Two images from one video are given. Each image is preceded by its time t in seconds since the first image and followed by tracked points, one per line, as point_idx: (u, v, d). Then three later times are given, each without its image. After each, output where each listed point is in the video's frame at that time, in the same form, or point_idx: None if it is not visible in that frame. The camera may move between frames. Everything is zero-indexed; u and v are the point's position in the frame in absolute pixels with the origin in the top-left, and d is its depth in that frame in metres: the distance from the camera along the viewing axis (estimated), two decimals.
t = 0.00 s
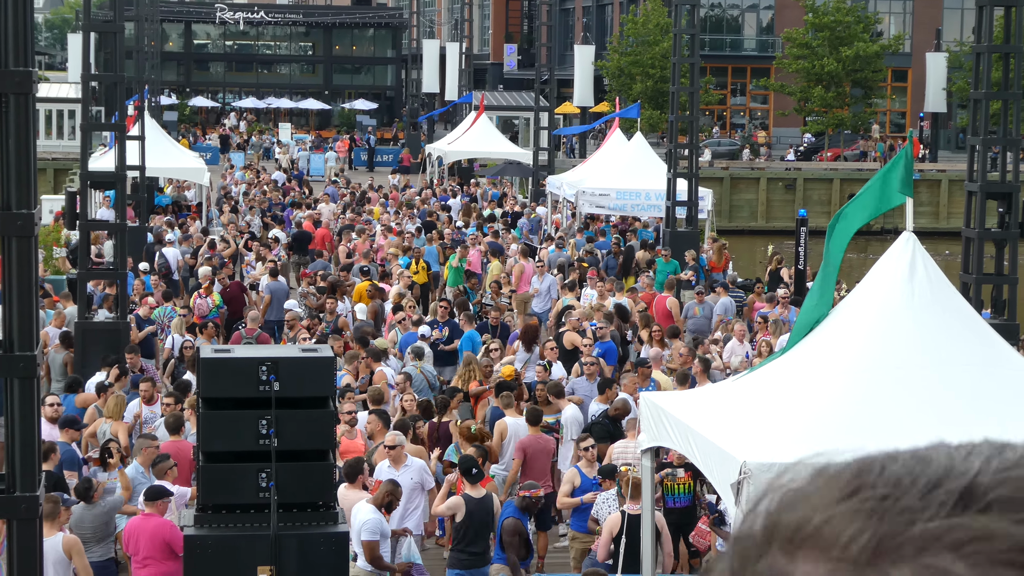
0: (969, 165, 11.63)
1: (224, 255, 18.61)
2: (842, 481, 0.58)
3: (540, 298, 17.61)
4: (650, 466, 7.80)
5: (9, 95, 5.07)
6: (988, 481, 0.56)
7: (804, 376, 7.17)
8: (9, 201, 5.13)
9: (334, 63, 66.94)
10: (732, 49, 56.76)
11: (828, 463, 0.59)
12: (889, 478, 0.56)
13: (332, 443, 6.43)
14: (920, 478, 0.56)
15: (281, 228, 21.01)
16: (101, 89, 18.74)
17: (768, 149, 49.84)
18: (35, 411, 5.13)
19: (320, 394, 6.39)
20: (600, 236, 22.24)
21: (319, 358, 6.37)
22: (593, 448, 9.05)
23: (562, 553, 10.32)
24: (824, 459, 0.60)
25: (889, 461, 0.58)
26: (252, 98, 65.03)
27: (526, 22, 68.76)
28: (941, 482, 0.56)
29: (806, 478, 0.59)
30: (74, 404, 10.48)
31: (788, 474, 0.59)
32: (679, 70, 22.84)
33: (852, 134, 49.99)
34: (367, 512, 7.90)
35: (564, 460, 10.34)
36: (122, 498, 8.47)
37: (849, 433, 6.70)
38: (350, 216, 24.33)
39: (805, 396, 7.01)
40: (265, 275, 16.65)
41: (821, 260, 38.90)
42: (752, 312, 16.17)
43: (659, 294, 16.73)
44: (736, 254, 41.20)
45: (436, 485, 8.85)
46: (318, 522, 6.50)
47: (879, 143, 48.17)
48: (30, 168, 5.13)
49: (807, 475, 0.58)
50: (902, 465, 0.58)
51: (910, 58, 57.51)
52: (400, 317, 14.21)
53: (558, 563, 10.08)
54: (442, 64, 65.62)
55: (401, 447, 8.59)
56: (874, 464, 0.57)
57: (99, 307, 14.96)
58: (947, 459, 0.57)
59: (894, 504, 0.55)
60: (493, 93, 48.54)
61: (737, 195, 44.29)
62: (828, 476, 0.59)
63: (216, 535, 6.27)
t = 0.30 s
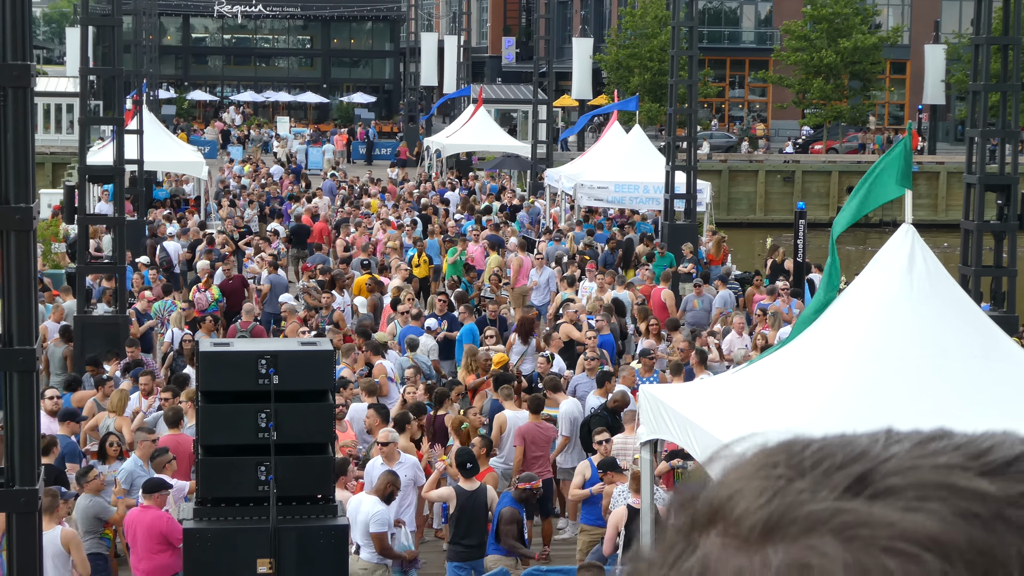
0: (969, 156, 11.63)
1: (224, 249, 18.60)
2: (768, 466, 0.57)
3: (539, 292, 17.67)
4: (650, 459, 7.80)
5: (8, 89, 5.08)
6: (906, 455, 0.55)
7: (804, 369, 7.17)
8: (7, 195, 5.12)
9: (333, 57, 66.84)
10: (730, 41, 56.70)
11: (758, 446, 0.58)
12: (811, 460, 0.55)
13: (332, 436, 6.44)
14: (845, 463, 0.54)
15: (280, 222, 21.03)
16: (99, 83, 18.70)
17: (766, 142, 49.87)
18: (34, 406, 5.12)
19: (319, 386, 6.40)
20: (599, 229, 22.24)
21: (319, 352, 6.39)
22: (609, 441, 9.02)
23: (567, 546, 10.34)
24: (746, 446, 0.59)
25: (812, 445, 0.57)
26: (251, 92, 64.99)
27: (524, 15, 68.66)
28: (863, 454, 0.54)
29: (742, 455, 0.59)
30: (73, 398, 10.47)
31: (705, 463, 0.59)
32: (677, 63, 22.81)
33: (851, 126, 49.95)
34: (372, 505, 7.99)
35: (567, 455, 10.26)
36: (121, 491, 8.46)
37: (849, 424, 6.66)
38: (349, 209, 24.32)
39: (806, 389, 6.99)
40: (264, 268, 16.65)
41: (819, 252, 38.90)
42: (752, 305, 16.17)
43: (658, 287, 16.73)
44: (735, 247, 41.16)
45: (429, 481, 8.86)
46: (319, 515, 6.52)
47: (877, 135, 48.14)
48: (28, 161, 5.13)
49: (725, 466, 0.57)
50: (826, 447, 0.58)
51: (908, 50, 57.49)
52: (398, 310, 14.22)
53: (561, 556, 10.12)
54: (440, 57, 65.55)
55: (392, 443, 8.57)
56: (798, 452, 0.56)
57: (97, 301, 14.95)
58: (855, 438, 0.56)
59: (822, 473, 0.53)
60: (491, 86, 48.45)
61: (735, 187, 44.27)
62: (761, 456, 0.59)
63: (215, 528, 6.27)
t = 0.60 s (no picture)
0: (971, 156, 11.65)
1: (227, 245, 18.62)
2: (792, 509, 0.79)
3: (540, 288, 17.63)
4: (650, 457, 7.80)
5: (11, 84, 5.09)
6: (910, 504, 0.77)
7: (806, 368, 7.17)
8: (10, 189, 5.15)
9: (335, 52, 66.79)
10: (733, 38, 56.66)
11: (785, 489, 0.80)
12: (825, 510, 0.78)
13: (333, 433, 6.45)
14: (851, 508, 0.78)
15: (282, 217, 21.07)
16: (101, 76, 18.68)
17: (768, 140, 49.88)
18: (36, 400, 5.15)
19: (321, 383, 6.40)
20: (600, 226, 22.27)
21: (320, 348, 6.37)
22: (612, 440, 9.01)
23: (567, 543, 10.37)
24: (773, 494, 0.82)
25: (831, 489, 0.80)
26: (253, 87, 64.97)
27: (527, 11, 68.54)
28: (866, 503, 0.78)
29: (772, 495, 0.82)
30: (74, 391, 10.45)
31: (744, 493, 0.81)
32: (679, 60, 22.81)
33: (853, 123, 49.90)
34: (377, 500, 8.01)
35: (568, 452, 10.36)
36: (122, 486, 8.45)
37: (849, 424, 6.67)
38: (350, 204, 24.32)
39: (806, 388, 6.98)
40: (266, 263, 16.68)
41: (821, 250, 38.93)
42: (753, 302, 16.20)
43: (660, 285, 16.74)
44: (737, 244, 41.14)
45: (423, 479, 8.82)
46: (319, 511, 6.51)
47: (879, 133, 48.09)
48: (31, 155, 5.15)
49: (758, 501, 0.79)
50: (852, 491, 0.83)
51: (911, 48, 57.37)
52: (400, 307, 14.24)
53: (562, 554, 10.14)
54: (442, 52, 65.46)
55: (388, 443, 8.52)
56: (815, 499, 0.78)
57: (99, 295, 14.97)
58: (869, 486, 0.79)
59: (833, 513, 0.77)
60: (493, 82, 48.39)
61: (737, 184, 44.29)
62: (792, 498, 0.81)
63: (216, 523, 6.29)
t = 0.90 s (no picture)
0: (975, 161, 11.63)
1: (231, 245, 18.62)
2: None
3: (542, 290, 17.57)
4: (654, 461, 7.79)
5: (16, 83, 5.05)
6: None
7: (809, 372, 7.16)
8: (15, 189, 5.13)
9: (339, 52, 66.87)
10: (737, 41, 56.66)
11: None
12: None
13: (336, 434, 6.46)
14: None
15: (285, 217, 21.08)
16: (106, 76, 18.69)
17: (772, 143, 49.91)
18: (40, 402, 5.15)
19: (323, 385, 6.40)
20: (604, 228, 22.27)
21: (324, 349, 6.37)
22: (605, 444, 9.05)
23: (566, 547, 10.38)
24: None
25: None
26: (256, 86, 65.02)
27: (532, 12, 68.52)
28: None
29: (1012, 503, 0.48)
30: (76, 392, 10.47)
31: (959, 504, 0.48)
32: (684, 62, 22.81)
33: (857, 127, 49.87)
34: (382, 501, 7.99)
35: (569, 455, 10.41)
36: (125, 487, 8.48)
37: (852, 429, 6.67)
38: (354, 205, 24.33)
39: (809, 393, 6.98)
40: (270, 264, 16.68)
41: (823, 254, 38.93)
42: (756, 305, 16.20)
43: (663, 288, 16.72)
44: (739, 247, 41.12)
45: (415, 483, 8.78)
46: (321, 513, 6.50)
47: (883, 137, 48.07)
48: (36, 154, 5.11)
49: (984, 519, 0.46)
50: (989, 562, 0.94)
51: (914, 52, 57.34)
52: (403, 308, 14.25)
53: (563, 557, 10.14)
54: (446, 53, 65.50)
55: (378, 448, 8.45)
56: None
57: (102, 294, 14.97)
58: None
59: None
60: (497, 84, 48.38)
61: (740, 187, 44.28)
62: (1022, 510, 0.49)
63: (219, 524, 6.28)
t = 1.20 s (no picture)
0: (1007, 166, 11.49)
1: (261, 252, 18.66)
2: None
3: (570, 295, 17.54)
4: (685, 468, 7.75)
5: (48, 93, 5.08)
6: None
7: (841, 378, 7.09)
8: (47, 198, 5.14)
9: (367, 59, 67.22)
10: (765, 46, 56.44)
11: None
12: None
13: (367, 441, 6.46)
14: None
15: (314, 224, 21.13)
16: (136, 84, 18.77)
17: (801, 149, 49.66)
18: (73, 410, 5.16)
19: (354, 392, 6.40)
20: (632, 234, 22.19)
21: (355, 356, 6.39)
22: (615, 452, 8.95)
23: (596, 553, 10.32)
24: None
25: None
26: (285, 93, 65.26)
27: (559, 19, 68.55)
28: None
29: None
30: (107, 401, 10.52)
31: None
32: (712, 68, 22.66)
33: (887, 133, 49.51)
34: (411, 509, 7.97)
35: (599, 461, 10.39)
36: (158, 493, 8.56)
37: (885, 437, 6.60)
38: (383, 212, 24.36)
39: (841, 401, 6.90)
40: (300, 271, 16.71)
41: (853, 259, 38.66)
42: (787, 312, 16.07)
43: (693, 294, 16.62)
44: (769, 253, 40.90)
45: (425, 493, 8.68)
46: (353, 520, 6.50)
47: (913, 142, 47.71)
48: (69, 162, 5.15)
49: None
50: None
51: (943, 56, 56.92)
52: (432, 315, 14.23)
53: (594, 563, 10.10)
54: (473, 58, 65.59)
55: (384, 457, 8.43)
56: None
57: (134, 302, 15.03)
58: None
59: None
60: (524, 90, 48.36)
61: (769, 193, 44.00)
62: None
63: (251, 531, 6.28)
